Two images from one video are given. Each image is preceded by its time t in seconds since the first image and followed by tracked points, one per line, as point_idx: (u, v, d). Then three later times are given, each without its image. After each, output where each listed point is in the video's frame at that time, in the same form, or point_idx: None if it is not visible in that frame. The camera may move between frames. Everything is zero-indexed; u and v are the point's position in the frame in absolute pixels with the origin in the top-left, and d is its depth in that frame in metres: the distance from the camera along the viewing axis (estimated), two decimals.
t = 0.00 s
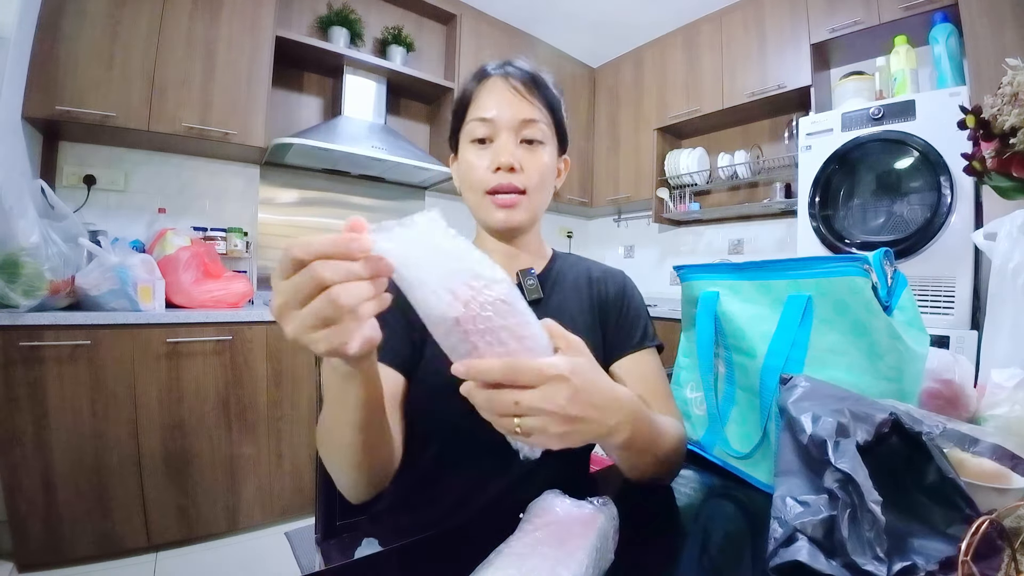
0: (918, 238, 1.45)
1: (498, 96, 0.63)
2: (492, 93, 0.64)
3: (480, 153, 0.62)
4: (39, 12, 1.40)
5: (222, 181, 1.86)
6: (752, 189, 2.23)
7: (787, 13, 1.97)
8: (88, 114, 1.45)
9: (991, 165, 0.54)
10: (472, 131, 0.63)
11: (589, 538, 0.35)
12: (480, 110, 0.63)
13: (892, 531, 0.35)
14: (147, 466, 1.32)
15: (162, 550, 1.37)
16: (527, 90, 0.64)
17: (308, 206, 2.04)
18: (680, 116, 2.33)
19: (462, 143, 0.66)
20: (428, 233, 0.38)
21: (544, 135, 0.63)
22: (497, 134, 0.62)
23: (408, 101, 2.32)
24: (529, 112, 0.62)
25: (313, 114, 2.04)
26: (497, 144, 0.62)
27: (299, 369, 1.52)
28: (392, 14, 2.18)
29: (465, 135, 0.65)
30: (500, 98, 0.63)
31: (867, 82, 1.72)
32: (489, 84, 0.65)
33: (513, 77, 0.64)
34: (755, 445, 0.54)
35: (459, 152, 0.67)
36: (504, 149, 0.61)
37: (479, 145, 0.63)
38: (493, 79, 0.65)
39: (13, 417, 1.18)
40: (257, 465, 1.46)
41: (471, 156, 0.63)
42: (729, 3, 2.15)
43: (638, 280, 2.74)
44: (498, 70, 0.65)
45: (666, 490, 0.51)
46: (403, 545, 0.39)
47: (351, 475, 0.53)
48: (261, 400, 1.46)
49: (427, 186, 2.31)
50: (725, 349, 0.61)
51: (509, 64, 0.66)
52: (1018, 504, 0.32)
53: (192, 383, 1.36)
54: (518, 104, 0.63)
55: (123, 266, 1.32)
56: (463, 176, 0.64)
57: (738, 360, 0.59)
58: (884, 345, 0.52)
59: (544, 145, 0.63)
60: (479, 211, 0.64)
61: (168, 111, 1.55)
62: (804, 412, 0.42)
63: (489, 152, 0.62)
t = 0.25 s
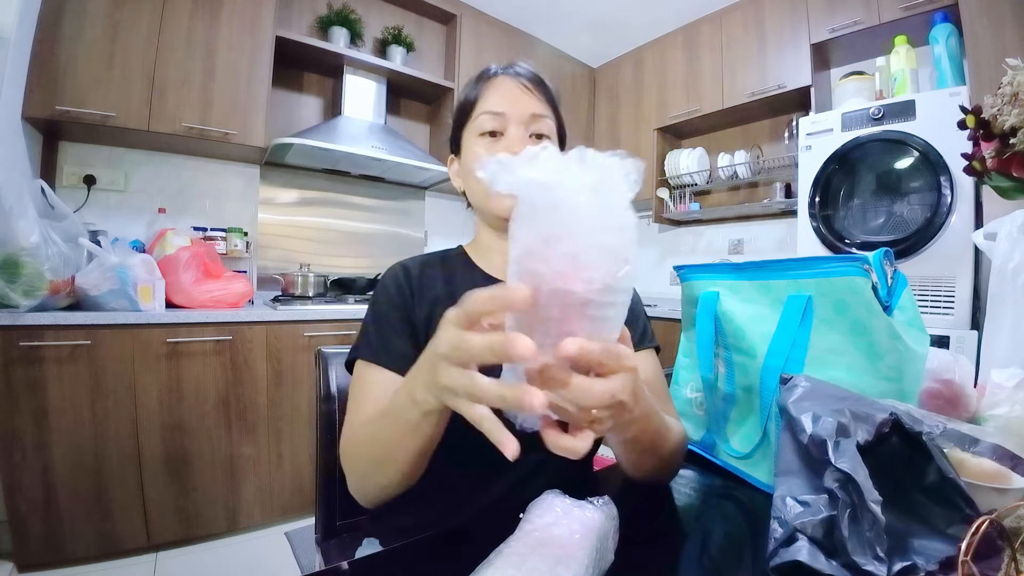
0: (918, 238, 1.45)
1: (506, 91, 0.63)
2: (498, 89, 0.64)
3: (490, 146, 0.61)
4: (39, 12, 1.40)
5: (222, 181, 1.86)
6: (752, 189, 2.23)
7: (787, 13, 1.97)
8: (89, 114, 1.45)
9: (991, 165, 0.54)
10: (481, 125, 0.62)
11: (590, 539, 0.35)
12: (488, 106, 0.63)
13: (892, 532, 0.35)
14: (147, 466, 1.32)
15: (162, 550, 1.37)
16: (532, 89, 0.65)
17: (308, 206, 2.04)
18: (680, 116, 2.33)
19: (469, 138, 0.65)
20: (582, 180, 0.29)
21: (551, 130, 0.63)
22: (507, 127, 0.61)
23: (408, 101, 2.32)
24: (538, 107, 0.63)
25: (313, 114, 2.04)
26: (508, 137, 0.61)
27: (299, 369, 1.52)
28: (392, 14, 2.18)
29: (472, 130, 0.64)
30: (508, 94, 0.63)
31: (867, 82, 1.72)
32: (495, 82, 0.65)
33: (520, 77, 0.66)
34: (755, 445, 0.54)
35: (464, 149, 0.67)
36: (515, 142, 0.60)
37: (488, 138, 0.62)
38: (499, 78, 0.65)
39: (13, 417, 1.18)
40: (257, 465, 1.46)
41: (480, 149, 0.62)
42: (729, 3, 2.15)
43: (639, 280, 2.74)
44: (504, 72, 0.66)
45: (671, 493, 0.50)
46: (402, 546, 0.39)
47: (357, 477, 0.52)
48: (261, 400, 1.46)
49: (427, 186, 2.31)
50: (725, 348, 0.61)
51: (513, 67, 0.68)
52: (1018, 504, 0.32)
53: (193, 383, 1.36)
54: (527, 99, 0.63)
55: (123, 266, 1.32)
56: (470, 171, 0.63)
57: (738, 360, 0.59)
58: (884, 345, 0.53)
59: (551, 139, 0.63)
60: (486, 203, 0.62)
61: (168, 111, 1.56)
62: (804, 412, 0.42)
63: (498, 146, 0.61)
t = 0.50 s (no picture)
0: (918, 238, 1.45)
1: (507, 93, 0.63)
2: (500, 90, 0.64)
3: (491, 147, 0.62)
4: (39, 12, 1.40)
5: (222, 181, 1.86)
6: (752, 189, 2.23)
7: (787, 14, 1.97)
8: (89, 114, 1.45)
9: (991, 165, 0.54)
10: (482, 126, 0.63)
11: (591, 539, 0.35)
12: (490, 107, 0.63)
13: (892, 532, 0.35)
14: (147, 466, 1.32)
15: (162, 550, 1.37)
16: (533, 90, 0.65)
17: (308, 206, 2.04)
18: (680, 116, 2.34)
19: (469, 138, 0.65)
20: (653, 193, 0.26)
21: (551, 133, 0.64)
22: (508, 128, 0.62)
23: (408, 101, 2.32)
24: (539, 110, 0.63)
25: (313, 114, 2.04)
26: (508, 138, 0.61)
27: (299, 369, 1.52)
28: (392, 14, 2.18)
29: (473, 130, 0.64)
30: (509, 96, 0.63)
31: (867, 82, 1.72)
32: (495, 82, 0.65)
33: (522, 77, 0.66)
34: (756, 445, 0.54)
35: (464, 148, 0.67)
36: (516, 143, 0.60)
37: (489, 139, 0.62)
38: (501, 78, 0.65)
39: (13, 417, 1.18)
40: (257, 465, 1.46)
41: (480, 149, 0.62)
42: (729, 3, 2.15)
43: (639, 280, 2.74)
44: (505, 71, 0.66)
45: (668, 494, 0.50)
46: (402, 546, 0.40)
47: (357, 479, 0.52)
48: (260, 400, 1.46)
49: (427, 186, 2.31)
50: (724, 349, 0.60)
51: (515, 66, 0.67)
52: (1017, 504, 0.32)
53: (193, 382, 1.36)
54: (528, 102, 0.63)
55: (123, 266, 1.32)
56: (470, 171, 0.63)
57: (738, 360, 0.59)
58: (884, 344, 0.53)
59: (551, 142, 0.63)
60: (485, 205, 0.62)
61: (168, 111, 1.56)
62: (804, 412, 0.42)
63: (499, 147, 0.61)
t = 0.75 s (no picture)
0: (918, 238, 1.45)
1: (510, 92, 0.63)
2: (502, 90, 0.64)
3: (491, 146, 0.62)
4: (39, 12, 1.40)
5: (223, 181, 1.86)
6: (752, 189, 2.23)
7: (787, 13, 1.97)
8: (89, 114, 1.45)
9: (991, 165, 0.54)
10: (482, 125, 0.63)
11: (591, 539, 0.35)
12: (492, 106, 0.63)
13: (892, 532, 0.35)
14: (147, 466, 1.32)
15: (162, 550, 1.37)
16: (536, 90, 0.65)
17: (308, 206, 2.04)
18: (680, 116, 2.34)
19: (470, 136, 0.65)
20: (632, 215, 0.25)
21: (551, 135, 0.64)
22: (508, 129, 0.62)
23: (408, 101, 2.32)
24: (540, 111, 0.63)
25: (313, 114, 2.04)
26: (508, 138, 0.61)
27: (299, 369, 1.52)
28: (392, 14, 2.18)
29: (474, 129, 0.64)
30: (511, 96, 0.63)
31: (867, 82, 1.72)
32: (499, 82, 0.65)
33: (524, 77, 0.66)
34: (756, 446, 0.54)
35: (464, 146, 0.67)
36: (516, 143, 0.60)
37: (489, 138, 0.62)
38: (504, 78, 0.65)
39: (13, 417, 1.18)
40: (257, 464, 1.46)
41: (479, 148, 0.62)
42: (729, 3, 2.15)
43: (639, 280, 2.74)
44: (508, 70, 0.66)
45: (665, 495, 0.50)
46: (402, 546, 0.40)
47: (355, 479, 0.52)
48: (261, 400, 1.46)
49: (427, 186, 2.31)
50: (725, 349, 0.60)
51: (517, 66, 0.67)
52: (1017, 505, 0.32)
53: (193, 383, 1.36)
54: (529, 102, 0.63)
55: (123, 266, 1.32)
56: (469, 169, 0.63)
57: (738, 360, 0.59)
58: (884, 344, 0.53)
59: (551, 143, 0.63)
60: (484, 201, 0.62)
61: (168, 111, 1.56)
62: (804, 412, 0.42)
63: (499, 147, 0.61)
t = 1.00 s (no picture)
0: (918, 238, 1.45)
1: (510, 96, 0.63)
2: (504, 93, 0.64)
3: (491, 150, 0.62)
4: (39, 12, 1.40)
5: (223, 181, 1.86)
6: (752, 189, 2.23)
7: (787, 13, 1.97)
8: (89, 114, 1.45)
9: (991, 165, 0.54)
10: (483, 128, 0.63)
11: (591, 538, 0.35)
12: (493, 109, 0.63)
13: (892, 532, 0.35)
14: (147, 467, 1.32)
15: (162, 550, 1.37)
16: (536, 93, 0.66)
17: (308, 206, 2.04)
18: (680, 116, 2.34)
19: (470, 139, 0.65)
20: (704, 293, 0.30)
21: (551, 139, 0.65)
22: (509, 133, 0.62)
23: (408, 101, 2.32)
24: (541, 116, 0.63)
25: (313, 114, 2.04)
26: (509, 142, 0.62)
27: (299, 369, 1.52)
28: (392, 14, 2.18)
29: (474, 132, 0.64)
30: (512, 100, 0.63)
31: (867, 82, 1.72)
32: (500, 84, 0.65)
33: (525, 79, 0.65)
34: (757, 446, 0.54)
35: (465, 148, 0.67)
36: (516, 148, 0.61)
37: (490, 142, 0.62)
38: (505, 80, 0.65)
39: (13, 417, 1.18)
40: (257, 464, 1.46)
41: (480, 152, 0.62)
42: (729, 3, 2.15)
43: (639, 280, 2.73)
44: (509, 72, 0.66)
45: (665, 493, 0.50)
46: (402, 545, 0.40)
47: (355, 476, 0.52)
48: (261, 400, 1.46)
49: (427, 186, 2.31)
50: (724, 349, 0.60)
51: (519, 68, 0.67)
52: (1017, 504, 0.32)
53: (193, 383, 1.36)
54: (530, 106, 0.63)
55: (123, 266, 1.32)
56: (470, 172, 0.63)
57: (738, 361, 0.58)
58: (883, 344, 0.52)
59: (551, 148, 0.64)
60: (484, 206, 0.63)
61: (168, 111, 1.56)
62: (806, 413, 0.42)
63: (499, 151, 0.61)
